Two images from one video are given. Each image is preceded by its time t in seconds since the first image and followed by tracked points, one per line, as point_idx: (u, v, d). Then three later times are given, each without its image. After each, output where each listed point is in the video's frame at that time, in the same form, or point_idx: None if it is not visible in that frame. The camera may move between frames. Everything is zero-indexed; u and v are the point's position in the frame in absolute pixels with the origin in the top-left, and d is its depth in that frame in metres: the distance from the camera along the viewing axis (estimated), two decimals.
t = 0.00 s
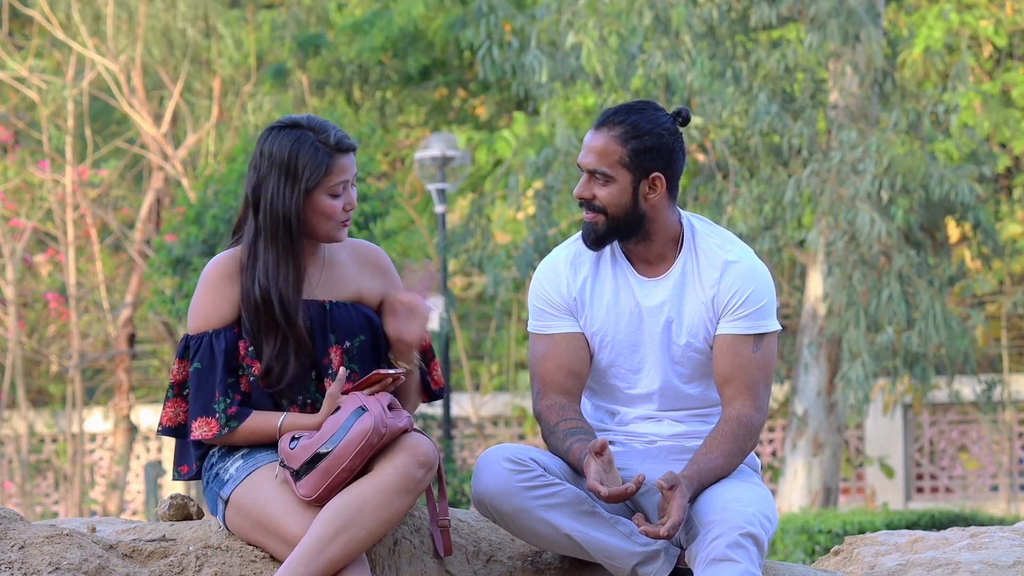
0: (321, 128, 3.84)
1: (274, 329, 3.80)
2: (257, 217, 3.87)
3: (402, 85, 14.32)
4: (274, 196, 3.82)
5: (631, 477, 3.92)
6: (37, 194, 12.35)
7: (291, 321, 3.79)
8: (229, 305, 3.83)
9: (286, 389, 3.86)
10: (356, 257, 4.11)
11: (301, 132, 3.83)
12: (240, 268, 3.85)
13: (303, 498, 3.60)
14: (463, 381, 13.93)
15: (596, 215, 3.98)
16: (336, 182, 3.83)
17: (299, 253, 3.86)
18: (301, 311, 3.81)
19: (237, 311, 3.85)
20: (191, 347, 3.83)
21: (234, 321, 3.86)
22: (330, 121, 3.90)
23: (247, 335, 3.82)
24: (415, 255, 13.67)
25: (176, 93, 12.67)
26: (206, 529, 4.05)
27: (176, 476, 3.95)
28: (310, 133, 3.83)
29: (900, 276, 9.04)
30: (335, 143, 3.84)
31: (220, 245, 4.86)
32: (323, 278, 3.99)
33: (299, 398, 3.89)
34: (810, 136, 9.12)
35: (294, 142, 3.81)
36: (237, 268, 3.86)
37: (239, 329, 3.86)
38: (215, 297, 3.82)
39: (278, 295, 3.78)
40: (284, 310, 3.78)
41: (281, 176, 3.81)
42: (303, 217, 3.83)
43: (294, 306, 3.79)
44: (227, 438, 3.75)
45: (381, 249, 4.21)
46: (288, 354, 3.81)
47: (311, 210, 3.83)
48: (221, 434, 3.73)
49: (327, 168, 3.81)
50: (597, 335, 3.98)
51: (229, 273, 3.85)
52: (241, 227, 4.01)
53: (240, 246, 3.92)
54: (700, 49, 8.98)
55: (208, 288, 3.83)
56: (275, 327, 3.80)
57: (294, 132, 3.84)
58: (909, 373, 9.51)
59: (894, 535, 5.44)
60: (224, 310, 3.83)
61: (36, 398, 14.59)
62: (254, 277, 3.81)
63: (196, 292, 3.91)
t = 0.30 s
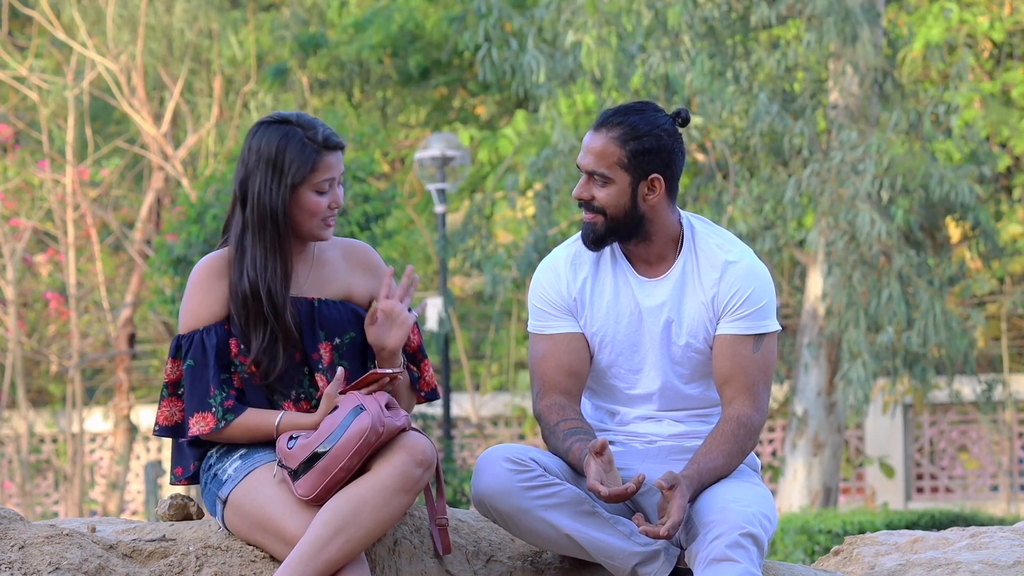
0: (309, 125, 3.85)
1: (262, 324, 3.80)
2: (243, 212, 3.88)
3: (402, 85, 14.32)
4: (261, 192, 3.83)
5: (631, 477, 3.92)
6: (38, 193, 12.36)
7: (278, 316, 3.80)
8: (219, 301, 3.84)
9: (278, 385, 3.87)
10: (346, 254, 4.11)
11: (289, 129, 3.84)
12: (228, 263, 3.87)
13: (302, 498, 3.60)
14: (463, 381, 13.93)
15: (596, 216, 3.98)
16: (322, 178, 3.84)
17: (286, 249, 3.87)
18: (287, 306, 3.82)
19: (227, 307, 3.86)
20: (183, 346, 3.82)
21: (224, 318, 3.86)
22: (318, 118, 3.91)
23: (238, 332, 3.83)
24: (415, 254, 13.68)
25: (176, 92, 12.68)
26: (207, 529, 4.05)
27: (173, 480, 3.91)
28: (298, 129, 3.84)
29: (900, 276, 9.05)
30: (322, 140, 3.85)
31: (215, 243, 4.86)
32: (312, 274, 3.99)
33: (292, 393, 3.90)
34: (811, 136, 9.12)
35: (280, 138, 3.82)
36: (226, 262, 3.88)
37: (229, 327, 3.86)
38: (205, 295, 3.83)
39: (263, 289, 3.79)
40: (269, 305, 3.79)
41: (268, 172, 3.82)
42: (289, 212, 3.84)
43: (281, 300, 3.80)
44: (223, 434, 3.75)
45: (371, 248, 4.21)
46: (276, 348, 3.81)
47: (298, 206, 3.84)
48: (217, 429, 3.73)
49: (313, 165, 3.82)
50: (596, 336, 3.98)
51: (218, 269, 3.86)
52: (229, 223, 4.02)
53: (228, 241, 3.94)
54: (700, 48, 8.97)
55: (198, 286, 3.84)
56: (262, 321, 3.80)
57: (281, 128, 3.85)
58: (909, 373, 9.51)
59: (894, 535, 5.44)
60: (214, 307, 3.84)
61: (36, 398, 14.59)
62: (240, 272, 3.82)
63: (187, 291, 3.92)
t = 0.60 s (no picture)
0: (295, 119, 3.86)
1: (256, 319, 3.81)
2: (233, 209, 3.89)
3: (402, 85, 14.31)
4: (249, 186, 3.84)
5: (631, 477, 3.92)
6: (38, 193, 12.36)
7: (270, 310, 3.80)
8: (213, 300, 3.84)
9: (274, 381, 3.86)
10: (340, 251, 4.11)
11: (276, 123, 3.85)
12: (219, 260, 3.87)
13: (301, 498, 3.60)
14: (463, 381, 13.94)
15: (595, 217, 3.98)
16: (311, 170, 3.85)
17: (275, 243, 3.88)
18: (279, 300, 3.83)
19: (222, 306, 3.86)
20: (179, 348, 3.82)
21: (219, 317, 3.86)
22: (305, 113, 3.92)
23: (232, 330, 3.82)
24: (415, 254, 13.69)
25: (177, 93, 12.68)
26: (207, 529, 4.05)
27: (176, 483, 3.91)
28: (284, 123, 3.85)
29: (900, 276, 9.05)
30: (309, 132, 3.86)
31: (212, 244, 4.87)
32: (305, 271, 3.99)
33: (290, 390, 3.89)
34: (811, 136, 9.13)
35: (267, 132, 3.84)
36: (217, 260, 3.90)
37: (225, 326, 3.86)
38: (201, 295, 3.83)
39: (254, 283, 3.80)
40: (260, 299, 3.79)
41: (255, 166, 3.83)
42: (278, 206, 3.85)
43: (271, 294, 3.81)
44: (223, 434, 3.75)
45: (366, 245, 4.20)
46: (269, 344, 3.81)
47: (287, 199, 3.85)
48: (216, 429, 3.73)
49: (300, 157, 3.83)
50: (596, 336, 3.98)
51: (211, 268, 3.87)
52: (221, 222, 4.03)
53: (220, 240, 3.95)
54: (699, 48, 8.97)
55: (193, 286, 3.84)
56: (255, 316, 3.80)
57: (268, 122, 3.87)
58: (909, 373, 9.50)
59: (894, 535, 5.44)
60: (210, 306, 3.84)
61: (36, 398, 14.60)
62: (232, 268, 3.84)
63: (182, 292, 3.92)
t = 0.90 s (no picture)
0: (299, 117, 3.88)
1: (257, 318, 3.81)
2: (236, 208, 3.90)
3: (402, 84, 14.31)
4: (252, 184, 3.85)
5: (631, 477, 3.92)
6: (38, 194, 12.35)
7: (272, 308, 3.81)
8: (215, 300, 3.84)
9: (275, 382, 3.86)
10: (342, 253, 4.11)
11: (279, 121, 3.86)
12: (221, 260, 3.88)
13: (301, 498, 3.60)
14: (463, 381, 13.94)
15: (595, 217, 3.99)
16: (314, 169, 3.87)
17: (279, 241, 3.88)
18: (281, 298, 3.83)
19: (223, 305, 3.86)
20: (180, 346, 3.82)
21: (220, 317, 3.86)
22: (307, 112, 3.94)
23: (233, 330, 3.82)
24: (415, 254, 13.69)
25: (177, 92, 12.69)
26: (207, 529, 4.05)
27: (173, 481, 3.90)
28: (287, 121, 3.86)
29: (900, 276, 9.05)
30: (312, 130, 3.88)
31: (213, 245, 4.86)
32: (307, 272, 3.99)
33: (290, 391, 3.89)
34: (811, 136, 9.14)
35: (271, 131, 3.85)
36: (219, 257, 3.90)
37: (225, 325, 3.86)
38: (202, 294, 3.83)
39: (257, 282, 3.80)
40: (263, 298, 3.80)
41: (259, 164, 3.84)
42: (281, 204, 3.86)
43: (274, 292, 3.81)
44: (222, 434, 3.75)
45: (367, 246, 4.20)
46: (271, 343, 3.81)
47: (290, 197, 3.86)
48: (215, 429, 3.72)
49: (304, 155, 3.84)
50: (596, 336, 3.98)
51: (213, 268, 3.87)
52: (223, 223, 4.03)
53: (223, 240, 3.95)
54: (699, 49, 8.99)
55: (195, 286, 3.84)
56: (257, 315, 3.80)
57: (272, 122, 3.88)
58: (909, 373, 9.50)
59: (894, 535, 5.44)
60: (211, 306, 3.84)
61: (36, 398, 14.60)
62: (234, 266, 3.84)
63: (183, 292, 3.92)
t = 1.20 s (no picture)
0: (311, 117, 3.88)
1: (267, 317, 3.81)
2: (248, 207, 3.90)
3: (402, 84, 14.31)
4: (264, 184, 3.85)
5: (631, 477, 3.92)
6: (38, 194, 12.35)
7: (283, 308, 3.81)
8: (223, 299, 3.84)
9: (280, 381, 3.86)
10: (351, 254, 4.11)
11: (291, 121, 3.87)
12: (232, 258, 3.88)
13: (302, 499, 3.60)
14: (463, 381, 13.94)
15: (594, 217, 3.98)
16: (325, 169, 3.87)
17: (290, 241, 3.88)
18: (292, 298, 3.83)
19: (232, 304, 3.86)
20: (185, 344, 3.82)
21: (228, 315, 3.86)
22: (319, 112, 3.94)
23: (241, 329, 3.82)
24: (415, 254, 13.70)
25: (177, 92, 12.70)
26: (207, 529, 4.05)
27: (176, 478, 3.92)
28: (299, 121, 3.87)
29: (900, 276, 9.05)
30: (324, 131, 3.88)
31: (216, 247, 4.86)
32: (317, 272, 3.99)
33: (293, 392, 3.89)
34: (812, 136, 9.14)
35: (283, 131, 3.85)
36: (229, 256, 3.90)
37: (233, 324, 3.85)
38: (210, 293, 3.83)
39: (269, 281, 3.80)
40: (275, 297, 3.80)
41: (270, 164, 3.84)
42: (293, 204, 3.86)
43: (286, 292, 3.82)
44: (224, 433, 3.75)
45: (374, 248, 4.20)
46: (280, 342, 3.82)
47: (301, 197, 3.86)
48: (217, 427, 3.73)
49: (316, 155, 3.84)
50: (596, 336, 3.98)
51: (222, 266, 3.87)
52: (233, 222, 4.03)
53: (233, 239, 3.95)
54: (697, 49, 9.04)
55: (203, 284, 3.84)
56: (267, 314, 3.81)
57: (283, 121, 3.88)
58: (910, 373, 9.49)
59: (894, 535, 5.44)
60: (217, 305, 3.84)
61: (36, 398, 14.60)
62: (245, 265, 3.84)
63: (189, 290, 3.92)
